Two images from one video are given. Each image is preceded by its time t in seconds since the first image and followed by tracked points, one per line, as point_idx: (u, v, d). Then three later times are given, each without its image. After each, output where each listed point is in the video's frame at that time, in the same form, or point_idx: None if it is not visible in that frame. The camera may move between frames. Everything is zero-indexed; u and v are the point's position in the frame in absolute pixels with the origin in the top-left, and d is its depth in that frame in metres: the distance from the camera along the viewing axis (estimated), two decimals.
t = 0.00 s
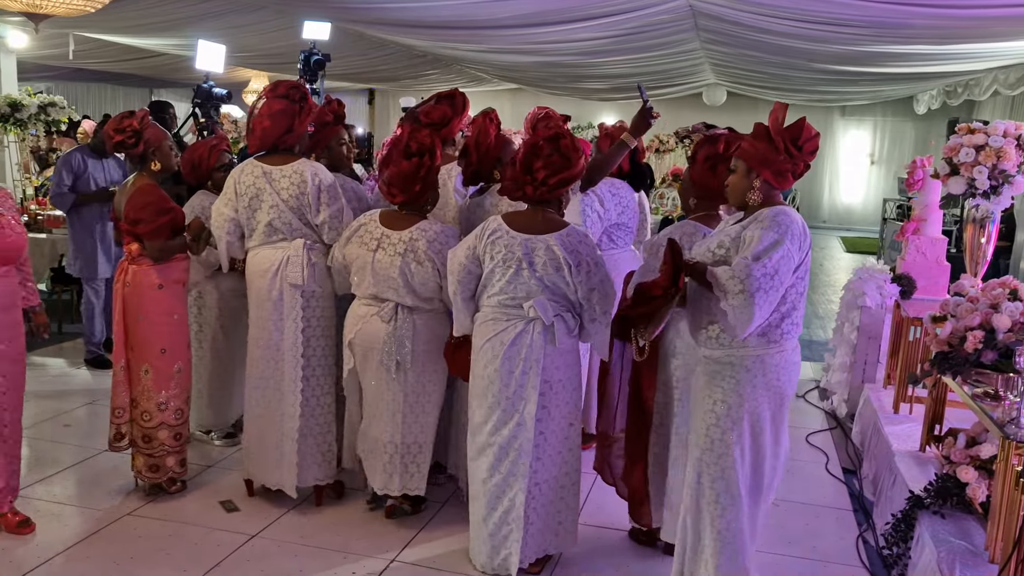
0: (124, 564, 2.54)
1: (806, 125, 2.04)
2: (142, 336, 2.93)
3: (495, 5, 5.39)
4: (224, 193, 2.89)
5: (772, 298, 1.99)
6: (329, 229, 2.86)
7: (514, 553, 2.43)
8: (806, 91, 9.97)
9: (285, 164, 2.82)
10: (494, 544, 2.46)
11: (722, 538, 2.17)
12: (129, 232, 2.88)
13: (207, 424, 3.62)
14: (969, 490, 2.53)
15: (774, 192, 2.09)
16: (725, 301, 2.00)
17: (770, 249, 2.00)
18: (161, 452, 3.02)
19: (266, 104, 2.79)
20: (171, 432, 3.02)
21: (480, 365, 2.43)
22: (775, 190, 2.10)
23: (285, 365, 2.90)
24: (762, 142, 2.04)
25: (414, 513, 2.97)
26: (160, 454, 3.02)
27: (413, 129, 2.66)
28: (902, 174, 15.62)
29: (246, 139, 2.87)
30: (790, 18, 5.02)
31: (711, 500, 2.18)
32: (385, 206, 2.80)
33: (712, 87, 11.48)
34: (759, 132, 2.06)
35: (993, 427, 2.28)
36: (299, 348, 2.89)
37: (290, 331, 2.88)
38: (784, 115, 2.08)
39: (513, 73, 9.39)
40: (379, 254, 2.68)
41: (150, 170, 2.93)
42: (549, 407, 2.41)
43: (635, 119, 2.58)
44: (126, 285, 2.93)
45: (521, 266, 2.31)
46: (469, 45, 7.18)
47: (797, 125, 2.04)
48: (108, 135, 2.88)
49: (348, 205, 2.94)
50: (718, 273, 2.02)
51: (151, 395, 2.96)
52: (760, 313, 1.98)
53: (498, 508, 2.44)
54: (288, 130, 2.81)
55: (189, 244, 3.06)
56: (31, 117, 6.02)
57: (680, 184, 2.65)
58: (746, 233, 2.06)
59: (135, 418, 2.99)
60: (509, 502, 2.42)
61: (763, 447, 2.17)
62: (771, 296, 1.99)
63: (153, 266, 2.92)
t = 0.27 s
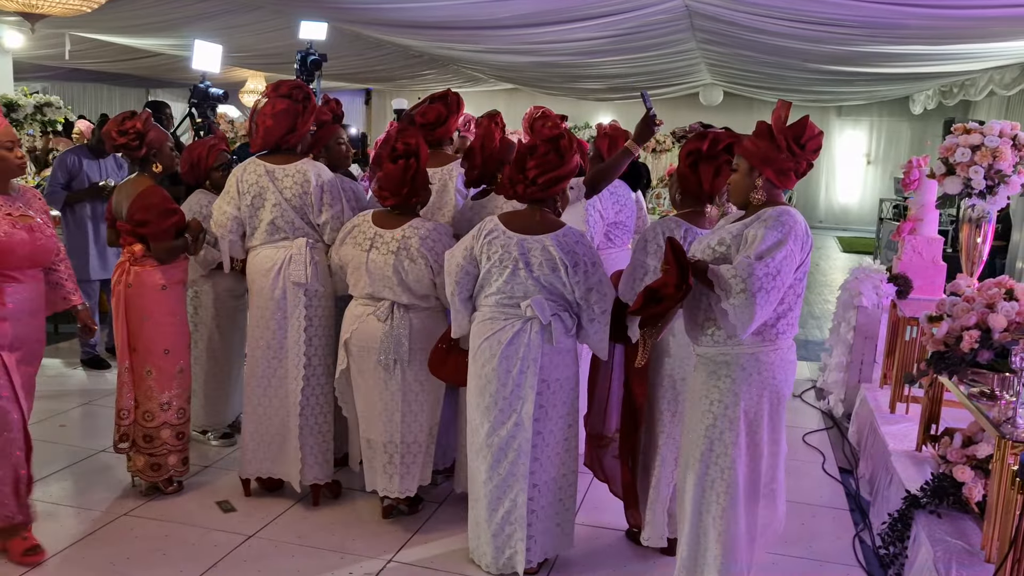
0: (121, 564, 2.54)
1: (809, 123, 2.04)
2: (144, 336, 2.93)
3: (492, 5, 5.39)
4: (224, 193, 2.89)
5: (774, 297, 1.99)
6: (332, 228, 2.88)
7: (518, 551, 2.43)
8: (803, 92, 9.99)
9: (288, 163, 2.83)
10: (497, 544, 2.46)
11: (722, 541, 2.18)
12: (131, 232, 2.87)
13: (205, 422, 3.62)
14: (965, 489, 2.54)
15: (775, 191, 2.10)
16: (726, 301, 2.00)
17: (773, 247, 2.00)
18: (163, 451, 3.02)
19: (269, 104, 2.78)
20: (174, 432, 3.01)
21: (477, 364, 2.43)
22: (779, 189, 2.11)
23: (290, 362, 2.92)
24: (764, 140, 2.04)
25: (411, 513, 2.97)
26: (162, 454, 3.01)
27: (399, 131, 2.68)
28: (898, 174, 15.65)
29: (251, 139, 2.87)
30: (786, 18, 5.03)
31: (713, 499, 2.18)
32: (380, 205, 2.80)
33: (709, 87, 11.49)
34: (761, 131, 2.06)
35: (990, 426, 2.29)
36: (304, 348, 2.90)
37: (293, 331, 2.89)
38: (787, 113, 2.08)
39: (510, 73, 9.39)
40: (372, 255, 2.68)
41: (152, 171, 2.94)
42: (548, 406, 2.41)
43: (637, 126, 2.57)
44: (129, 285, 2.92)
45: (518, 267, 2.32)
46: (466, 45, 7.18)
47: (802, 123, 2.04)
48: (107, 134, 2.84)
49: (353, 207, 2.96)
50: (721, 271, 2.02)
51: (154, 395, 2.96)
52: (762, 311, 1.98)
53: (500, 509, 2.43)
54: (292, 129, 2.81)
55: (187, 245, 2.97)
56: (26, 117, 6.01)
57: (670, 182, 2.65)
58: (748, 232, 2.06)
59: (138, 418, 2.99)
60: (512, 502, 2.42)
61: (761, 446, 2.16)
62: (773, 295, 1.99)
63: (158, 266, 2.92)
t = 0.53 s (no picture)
0: (123, 565, 2.54)
1: (816, 120, 2.01)
2: (143, 336, 2.94)
3: (490, 4, 5.39)
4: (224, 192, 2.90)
5: (774, 306, 2.01)
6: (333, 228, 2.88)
7: (510, 550, 2.43)
8: (801, 90, 9.99)
9: (286, 163, 2.83)
10: (492, 541, 2.46)
11: (718, 538, 2.17)
12: (132, 233, 2.88)
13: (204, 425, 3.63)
14: (965, 487, 2.53)
15: (780, 190, 2.10)
16: (725, 310, 2.03)
17: (774, 256, 1.99)
18: (163, 451, 3.02)
19: (269, 103, 2.78)
20: (172, 432, 3.01)
21: (473, 360, 2.44)
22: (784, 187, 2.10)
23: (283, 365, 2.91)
24: (768, 139, 2.04)
25: (411, 512, 2.98)
26: (161, 453, 3.01)
27: (391, 128, 2.67)
28: (897, 171, 15.65)
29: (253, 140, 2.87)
30: (785, 16, 5.03)
31: (711, 497, 2.18)
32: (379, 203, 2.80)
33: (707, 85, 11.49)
34: (767, 130, 2.06)
35: (989, 424, 2.30)
36: (297, 355, 2.90)
37: (288, 332, 2.89)
38: (792, 110, 2.06)
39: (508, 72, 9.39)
40: (372, 251, 2.68)
41: (155, 172, 2.94)
42: (540, 404, 2.40)
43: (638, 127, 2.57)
44: (128, 284, 2.93)
45: (507, 263, 2.32)
46: (464, 45, 7.18)
47: (808, 121, 2.01)
48: (110, 131, 2.83)
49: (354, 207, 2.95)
50: (720, 281, 2.04)
51: (152, 395, 2.96)
52: (760, 321, 2.01)
53: (494, 505, 2.44)
54: (292, 129, 2.81)
55: (189, 245, 2.99)
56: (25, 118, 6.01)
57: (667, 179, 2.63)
58: (749, 235, 2.05)
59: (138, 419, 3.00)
60: (505, 499, 2.42)
61: (759, 444, 2.15)
62: (774, 303, 2.01)
63: (159, 266, 2.92)
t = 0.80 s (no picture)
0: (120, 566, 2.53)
1: (817, 125, 2.01)
2: (137, 336, 2.93)
3: (489, 4, 5.39)
4: (219, 193, 2.89)
5: (760, 314, 2.01)
6: (326, 228, 2.86)
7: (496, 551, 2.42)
8: (800, 90, 9.99)
9: (275, 165, 2.82)
10: (479, 541, 2.46)
11: (712, 536, 2.18)
12: (125, 234, 2.89)
13: (202, 425, 3.63)
14: (964, 487, 2.53)
15: (778, 193, 2.09)
16: (710, 316, 2.05)
17: (759, 265, 1.99)
18: (155, 452, 3.02)
19: (260, 104, 2.77)
20: (165, 432, 3.01)
21: (468, 359, 2.45)
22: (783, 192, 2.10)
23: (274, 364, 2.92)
24: (770, 142, 2.04)
25: (410, 512, 2.98)
26: (153, 454, 3.02)
27: (388, 128, 2.66)
28: (896, 172, 15.66)
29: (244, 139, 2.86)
30: (783, 16, 5.03)
31: (703, 495, 2.18)
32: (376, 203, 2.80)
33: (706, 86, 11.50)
34: (769, 132, 2.06)
35: (987, 423, 2.30)
36: (286, 355, 2.90)
37: (279, 332, 2.89)
38: (796, 113, 2.04)
39: (507, 73, 9.39)
40: (372, 249, 2.68)
41: (150, 173, 2.93)
42: (533, 404, 2.39)
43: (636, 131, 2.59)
44: (122, 285, 2.94)
45: (499, 265, 2.32)
46: (463, 45, 7.18)
47: (810, 127, 2.02)
48: (110, 132, 2.86)
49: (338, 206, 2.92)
50: (707, 287, 2.06)
51: (145, 395, 2.97)
52: (745, 329, 2.01)
53: (483, 505, 2.44)
54: (282, 130, 2.80)
55: (188, 248, 3.04)
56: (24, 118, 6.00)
57: (671, 182, 2.67)
58: (738, 242, 2.06)
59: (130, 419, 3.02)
60: (491, 500, 2.42)
61: (752, 445, 2.15)
62: (760, 312, 2.00)
63: (149, 267, 2.91)
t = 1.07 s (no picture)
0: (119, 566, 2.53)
1: (822, 127, 2.00)
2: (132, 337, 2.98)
3: (488, 5, 5.39)
4: (217, 194, 2.90)
5: (753, 310, 2.01)
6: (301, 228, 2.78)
7: (495, 552, 2.42)
8: (799, 90, 10.00)
9: (260, 165, 2.82)
10: (479, 542, 2.45)
11: (708, 531, 2.17)
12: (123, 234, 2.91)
13: (203, 425, 3.64)
14: (964, 487, 2.53)
15: (777, 193, 2.10)
16: (704, 310, 2.04)
17: (752, 261, 2.00)
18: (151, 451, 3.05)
19: (249, 104, 2.78)
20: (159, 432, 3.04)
21: (467, 359, 2.45)
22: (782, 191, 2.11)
23: (260, 365, 2.88)
24: (773, 141, 2.04)
25: (409, 513, 2.98)
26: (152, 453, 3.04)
27: (384, 129, 2.67)
28: (895, 172, 15.67)
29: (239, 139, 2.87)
30: (782, 17, 5.04)
31: (698, 490, 2.18)
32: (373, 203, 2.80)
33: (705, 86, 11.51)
34: (771, 131, 2.05)
35: (987, 424, 2.30)
36: (270, 356, 2.87)
37: (263, 333, 2.86)
38: (802, 115, 2.06)
39: (506, 73, 9.39)
40: (371, 249, 2.68)
41: (149, 172, 2.92)
42: (532, 404, 2.40)
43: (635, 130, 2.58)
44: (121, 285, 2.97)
45: (500, 264, 2.32)
46: (462, 45, 7.18)
47: (814, 129, 2.01)
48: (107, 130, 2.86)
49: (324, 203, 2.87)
50: (702, 281, 2.05)
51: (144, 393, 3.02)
52: (738, 324, 2.01)
53: (483, 504, 2.43)
54: (269, 130, 2.79)
55: (185, 248, 3.00)
56: (23, 118, 5.99)
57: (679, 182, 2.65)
58: (734, 239, 2.06)
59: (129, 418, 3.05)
60: (491, 500, 2.41)
61: (747, 442, 2.15)
62: (752, 308, 2.00)
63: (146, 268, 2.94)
